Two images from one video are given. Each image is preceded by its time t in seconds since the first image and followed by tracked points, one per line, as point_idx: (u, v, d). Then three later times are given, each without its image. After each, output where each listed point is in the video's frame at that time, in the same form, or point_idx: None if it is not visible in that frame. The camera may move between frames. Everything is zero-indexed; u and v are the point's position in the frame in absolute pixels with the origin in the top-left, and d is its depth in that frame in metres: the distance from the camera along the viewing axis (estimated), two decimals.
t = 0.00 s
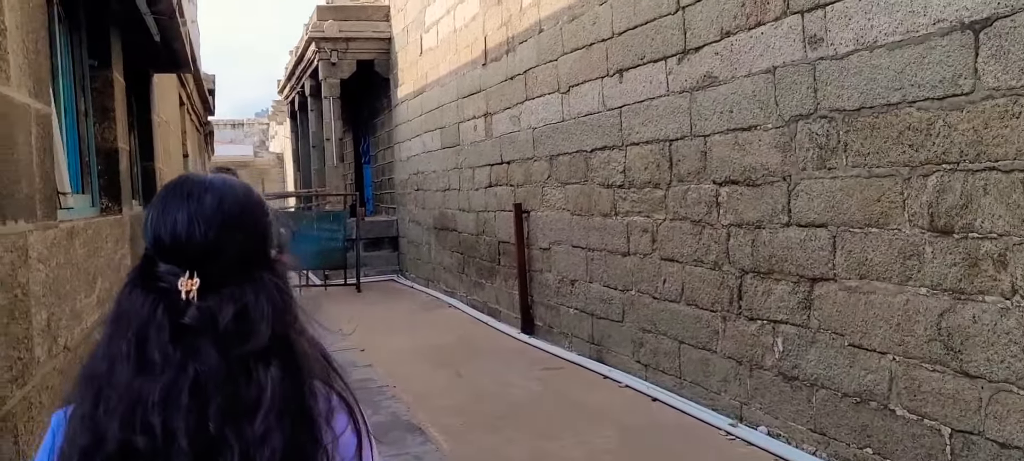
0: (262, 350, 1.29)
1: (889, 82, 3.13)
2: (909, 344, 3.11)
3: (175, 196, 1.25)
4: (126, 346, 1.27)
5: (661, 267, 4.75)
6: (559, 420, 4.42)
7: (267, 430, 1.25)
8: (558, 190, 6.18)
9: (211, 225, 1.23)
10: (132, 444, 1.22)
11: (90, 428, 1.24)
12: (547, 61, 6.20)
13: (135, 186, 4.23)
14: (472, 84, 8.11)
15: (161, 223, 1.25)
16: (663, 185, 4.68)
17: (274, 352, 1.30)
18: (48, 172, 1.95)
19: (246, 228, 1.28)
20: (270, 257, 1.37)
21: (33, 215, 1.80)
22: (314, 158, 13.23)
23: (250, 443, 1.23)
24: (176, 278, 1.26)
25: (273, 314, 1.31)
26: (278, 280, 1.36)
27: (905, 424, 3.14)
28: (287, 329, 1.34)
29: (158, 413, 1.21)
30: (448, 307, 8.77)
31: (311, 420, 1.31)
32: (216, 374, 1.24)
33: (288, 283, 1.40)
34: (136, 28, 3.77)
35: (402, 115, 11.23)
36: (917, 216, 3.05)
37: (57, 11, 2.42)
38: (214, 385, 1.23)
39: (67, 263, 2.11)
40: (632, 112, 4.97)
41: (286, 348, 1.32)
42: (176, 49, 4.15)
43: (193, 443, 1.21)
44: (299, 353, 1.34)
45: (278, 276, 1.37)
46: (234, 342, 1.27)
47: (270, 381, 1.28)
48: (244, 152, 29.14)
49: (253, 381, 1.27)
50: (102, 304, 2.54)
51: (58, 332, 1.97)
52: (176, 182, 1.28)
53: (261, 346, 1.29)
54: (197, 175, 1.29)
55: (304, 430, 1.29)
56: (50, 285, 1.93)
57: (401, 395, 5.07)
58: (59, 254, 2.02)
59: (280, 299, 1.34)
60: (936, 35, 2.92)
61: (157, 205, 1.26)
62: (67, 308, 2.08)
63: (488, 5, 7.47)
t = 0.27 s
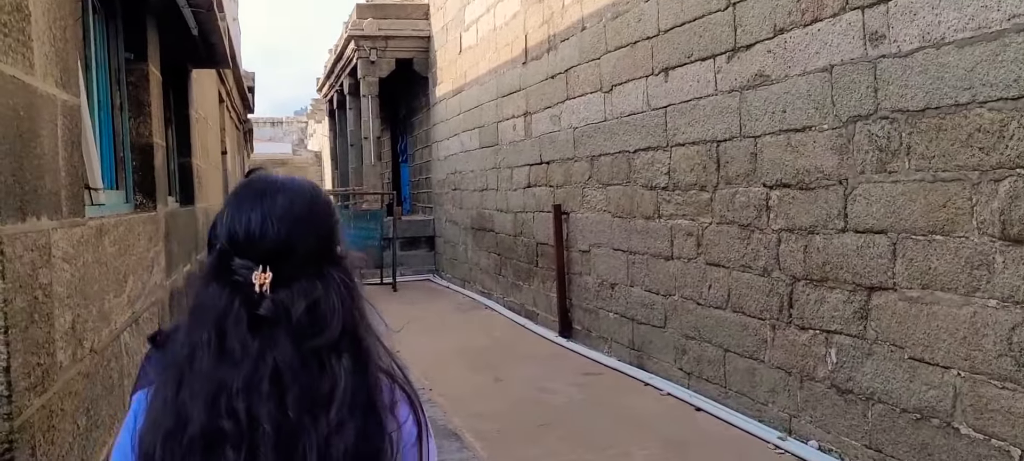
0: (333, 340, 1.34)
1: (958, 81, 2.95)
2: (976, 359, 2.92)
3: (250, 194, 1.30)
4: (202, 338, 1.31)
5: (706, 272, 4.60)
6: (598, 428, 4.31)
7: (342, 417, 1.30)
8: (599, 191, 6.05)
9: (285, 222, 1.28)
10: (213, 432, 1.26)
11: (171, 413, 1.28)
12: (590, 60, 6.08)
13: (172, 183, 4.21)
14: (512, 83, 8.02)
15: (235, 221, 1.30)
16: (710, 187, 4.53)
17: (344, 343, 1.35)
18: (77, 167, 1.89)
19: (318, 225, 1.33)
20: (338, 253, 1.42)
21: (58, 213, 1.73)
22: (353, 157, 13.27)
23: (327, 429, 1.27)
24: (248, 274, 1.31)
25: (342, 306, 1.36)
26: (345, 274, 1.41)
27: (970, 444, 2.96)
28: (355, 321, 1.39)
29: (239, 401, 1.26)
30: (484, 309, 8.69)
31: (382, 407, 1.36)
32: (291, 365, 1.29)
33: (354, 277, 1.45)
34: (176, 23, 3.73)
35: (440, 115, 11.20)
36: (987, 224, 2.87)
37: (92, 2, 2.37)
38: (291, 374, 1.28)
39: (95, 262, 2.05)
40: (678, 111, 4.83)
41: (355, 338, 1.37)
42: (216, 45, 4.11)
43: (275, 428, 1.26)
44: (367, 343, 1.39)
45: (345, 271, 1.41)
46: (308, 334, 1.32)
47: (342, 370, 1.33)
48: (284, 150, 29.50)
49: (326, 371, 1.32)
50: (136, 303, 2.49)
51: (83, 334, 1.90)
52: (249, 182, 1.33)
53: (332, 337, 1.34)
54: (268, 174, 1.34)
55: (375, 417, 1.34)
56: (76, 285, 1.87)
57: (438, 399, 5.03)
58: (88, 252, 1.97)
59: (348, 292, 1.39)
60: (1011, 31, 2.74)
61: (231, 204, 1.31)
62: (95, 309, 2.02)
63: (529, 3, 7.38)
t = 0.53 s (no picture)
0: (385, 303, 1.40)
1: (1005, 83, 2.82)
2: (1017, 374, 2.78)
3: (298, 167, 1.36)
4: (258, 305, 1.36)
5: (730, 276, 4.47)
6: (614, 434, 4.19)
7: (400, 373, 1.36)
8: (619, 192, 5.94)
9: (334, 191, 1.35)
10: (278, 392, 1.30)
11: (239, 374, 1.32)
12: (613, 58, 5.97)
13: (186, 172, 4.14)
14: (532, 81, 7.92)
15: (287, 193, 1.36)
16: (736, 189, 4.41)
17: (395, 304, 1.42)
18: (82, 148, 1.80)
19: (361, 194, 1.40)
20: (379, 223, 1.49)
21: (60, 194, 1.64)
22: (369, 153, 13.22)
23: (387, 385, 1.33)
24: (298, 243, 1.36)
25: (390, 271, 1.42)
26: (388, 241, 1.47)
27: None
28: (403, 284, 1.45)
29: (302, 361, 1.31)
30: (498, 309, 8.59)
31: (433, 364, 1.43)
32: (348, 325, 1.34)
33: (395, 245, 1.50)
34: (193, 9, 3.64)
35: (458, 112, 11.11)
36: None
37: None
38: (349, 334, 1.34)
39: (100, 248, 1.96)
40: (705, 111, 4.70)
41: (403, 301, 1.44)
42: (233, 32, 4.02)
43: (341, 383, 1.31)
44: (415, 306, 1.46)
45: (388, 240, 1.47)
46: (360, 297, 1.38)
47: (396, 330, 1.39)
48: (300, 146, 29.56)
49: (381, 331, 1.38)
50: (144, 292, 2.41)
51: (85, 323, 1.81)
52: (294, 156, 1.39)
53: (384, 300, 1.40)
54: (311, 148, 1.41)
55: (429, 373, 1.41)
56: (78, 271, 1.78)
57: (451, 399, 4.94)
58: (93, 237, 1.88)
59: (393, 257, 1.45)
60: None
61: (280, 178, 1.37)
62: (99, 297, 1.93)
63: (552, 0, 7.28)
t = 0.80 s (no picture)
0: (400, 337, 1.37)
1: None
2: None
3: (309, 201, 1.35)
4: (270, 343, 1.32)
5: (749, 282, 4.35)
6: (631, 446, 4.08)
7: (417, 410, 1.33)
8: (633, 194, 5.82)
9: (347, 224, 1.34)
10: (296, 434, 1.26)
11: (259, 413, 1.27)
12: (626, 58, 5.86)
13: (191, 176, 4.04)
14: (543, 80, 7.81)
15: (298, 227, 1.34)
16: (755, 192, 4.28)
17: (409, 338, 1.39)
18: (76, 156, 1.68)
19: (372, 226, 1.38)
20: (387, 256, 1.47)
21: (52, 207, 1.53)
22: (376, 154, 13.13)
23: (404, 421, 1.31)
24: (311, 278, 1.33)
25: (402, 304, 1.40)
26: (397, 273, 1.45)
27: None
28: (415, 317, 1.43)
29: (321, 400, 1.27)
30: (508, 312, 8.49)
31: (447, 396, 1.41)
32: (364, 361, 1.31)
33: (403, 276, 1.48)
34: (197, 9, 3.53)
35: (466, 113, 11.00)
36: None
37: None
38: (366, 370, 1.30)
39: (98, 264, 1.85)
40: (722, 112, 4.58)
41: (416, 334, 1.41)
42: (239, 32, 3.91)
43: (361, 422, 1.27)
44: (426, 337, 1.43)
45: (397, 270, 1.44)
46: (375, 331, 1.35)
47: (411, 364, 1.36)
48: (307, 145, 29.57)
49: (397, 365, 1.34)
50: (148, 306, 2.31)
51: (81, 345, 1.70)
52: (303, 190, 1.38)
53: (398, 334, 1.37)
54: (321, 181, 1.40)
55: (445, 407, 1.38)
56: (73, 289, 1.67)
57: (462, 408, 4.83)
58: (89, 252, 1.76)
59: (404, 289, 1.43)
60: None
61: (290, 211, 1.35)
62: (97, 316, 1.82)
63: None
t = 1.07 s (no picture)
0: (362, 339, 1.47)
1: None
2: None
3: (282, 205, 1.43)
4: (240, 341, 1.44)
5: (762, 283, 4.24)
6: (641, 451, 3.97)
7: (375, 407, 1.43)
8: (641, 193, 5.71)
9: (316, 231, 1.43)
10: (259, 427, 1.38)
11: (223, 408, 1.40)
12: (634, 54, 5.75)
13: (189, 176, 3.95)
14: (548, 78, 7.70)
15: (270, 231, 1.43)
16: (769, 191, 4.17)
17: (371, 340, 1.49)
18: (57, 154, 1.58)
19: (342, 231, 1.47)
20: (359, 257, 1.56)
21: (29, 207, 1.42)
22: (379, 153, 13.02)
23: (357, 421, 1.41)
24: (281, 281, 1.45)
25: (368, 306, 1.50)
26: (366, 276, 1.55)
27: None
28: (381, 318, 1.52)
29: (283, 398, 1.39)
30: (512, 313, 8.38)
31: (411, 395, 1.50)
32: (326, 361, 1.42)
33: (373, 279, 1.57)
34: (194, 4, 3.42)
35: (469, 111, 10.90)
36: None
37: None
38: (325, 372, 1.42)
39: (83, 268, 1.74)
40: (735, 109, 4.46)
41: (381, 335, 1.51)
42: (238, 28, 3.80)
43: (313, 421, 1.39)
44: (392, 339, 1.53)
45: (365, 274, 1.54)
46: (340, 333, 1.45)
47: (371, 365, 1.46)
48: (309, 145, 29.47)
49: (357, 366, 1.45)
50: (139, 310, 2.22)
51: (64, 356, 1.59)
52: (277, 192, 1.46)
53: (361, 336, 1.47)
54: (295, 183, 1.47)
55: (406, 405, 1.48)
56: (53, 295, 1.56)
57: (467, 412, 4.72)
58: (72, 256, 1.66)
59: (372, 291, 1.53)
60: None
61: (264, 215, 1.44)
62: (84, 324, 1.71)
63: None
